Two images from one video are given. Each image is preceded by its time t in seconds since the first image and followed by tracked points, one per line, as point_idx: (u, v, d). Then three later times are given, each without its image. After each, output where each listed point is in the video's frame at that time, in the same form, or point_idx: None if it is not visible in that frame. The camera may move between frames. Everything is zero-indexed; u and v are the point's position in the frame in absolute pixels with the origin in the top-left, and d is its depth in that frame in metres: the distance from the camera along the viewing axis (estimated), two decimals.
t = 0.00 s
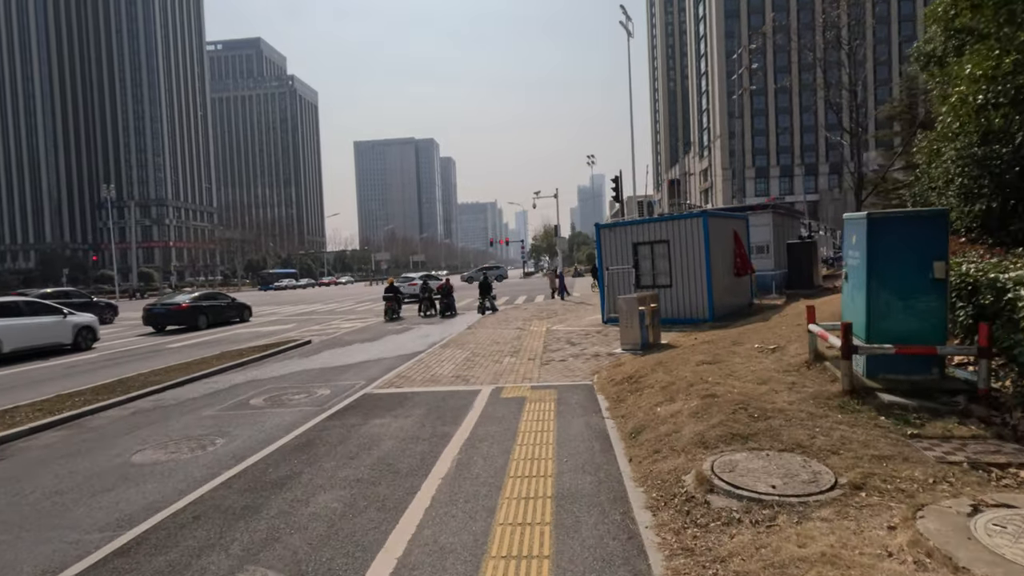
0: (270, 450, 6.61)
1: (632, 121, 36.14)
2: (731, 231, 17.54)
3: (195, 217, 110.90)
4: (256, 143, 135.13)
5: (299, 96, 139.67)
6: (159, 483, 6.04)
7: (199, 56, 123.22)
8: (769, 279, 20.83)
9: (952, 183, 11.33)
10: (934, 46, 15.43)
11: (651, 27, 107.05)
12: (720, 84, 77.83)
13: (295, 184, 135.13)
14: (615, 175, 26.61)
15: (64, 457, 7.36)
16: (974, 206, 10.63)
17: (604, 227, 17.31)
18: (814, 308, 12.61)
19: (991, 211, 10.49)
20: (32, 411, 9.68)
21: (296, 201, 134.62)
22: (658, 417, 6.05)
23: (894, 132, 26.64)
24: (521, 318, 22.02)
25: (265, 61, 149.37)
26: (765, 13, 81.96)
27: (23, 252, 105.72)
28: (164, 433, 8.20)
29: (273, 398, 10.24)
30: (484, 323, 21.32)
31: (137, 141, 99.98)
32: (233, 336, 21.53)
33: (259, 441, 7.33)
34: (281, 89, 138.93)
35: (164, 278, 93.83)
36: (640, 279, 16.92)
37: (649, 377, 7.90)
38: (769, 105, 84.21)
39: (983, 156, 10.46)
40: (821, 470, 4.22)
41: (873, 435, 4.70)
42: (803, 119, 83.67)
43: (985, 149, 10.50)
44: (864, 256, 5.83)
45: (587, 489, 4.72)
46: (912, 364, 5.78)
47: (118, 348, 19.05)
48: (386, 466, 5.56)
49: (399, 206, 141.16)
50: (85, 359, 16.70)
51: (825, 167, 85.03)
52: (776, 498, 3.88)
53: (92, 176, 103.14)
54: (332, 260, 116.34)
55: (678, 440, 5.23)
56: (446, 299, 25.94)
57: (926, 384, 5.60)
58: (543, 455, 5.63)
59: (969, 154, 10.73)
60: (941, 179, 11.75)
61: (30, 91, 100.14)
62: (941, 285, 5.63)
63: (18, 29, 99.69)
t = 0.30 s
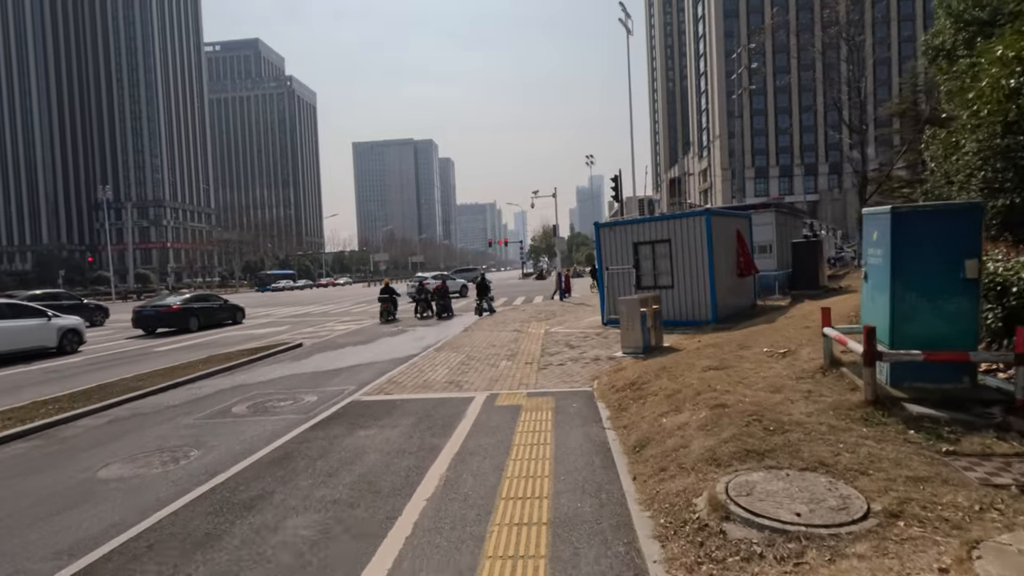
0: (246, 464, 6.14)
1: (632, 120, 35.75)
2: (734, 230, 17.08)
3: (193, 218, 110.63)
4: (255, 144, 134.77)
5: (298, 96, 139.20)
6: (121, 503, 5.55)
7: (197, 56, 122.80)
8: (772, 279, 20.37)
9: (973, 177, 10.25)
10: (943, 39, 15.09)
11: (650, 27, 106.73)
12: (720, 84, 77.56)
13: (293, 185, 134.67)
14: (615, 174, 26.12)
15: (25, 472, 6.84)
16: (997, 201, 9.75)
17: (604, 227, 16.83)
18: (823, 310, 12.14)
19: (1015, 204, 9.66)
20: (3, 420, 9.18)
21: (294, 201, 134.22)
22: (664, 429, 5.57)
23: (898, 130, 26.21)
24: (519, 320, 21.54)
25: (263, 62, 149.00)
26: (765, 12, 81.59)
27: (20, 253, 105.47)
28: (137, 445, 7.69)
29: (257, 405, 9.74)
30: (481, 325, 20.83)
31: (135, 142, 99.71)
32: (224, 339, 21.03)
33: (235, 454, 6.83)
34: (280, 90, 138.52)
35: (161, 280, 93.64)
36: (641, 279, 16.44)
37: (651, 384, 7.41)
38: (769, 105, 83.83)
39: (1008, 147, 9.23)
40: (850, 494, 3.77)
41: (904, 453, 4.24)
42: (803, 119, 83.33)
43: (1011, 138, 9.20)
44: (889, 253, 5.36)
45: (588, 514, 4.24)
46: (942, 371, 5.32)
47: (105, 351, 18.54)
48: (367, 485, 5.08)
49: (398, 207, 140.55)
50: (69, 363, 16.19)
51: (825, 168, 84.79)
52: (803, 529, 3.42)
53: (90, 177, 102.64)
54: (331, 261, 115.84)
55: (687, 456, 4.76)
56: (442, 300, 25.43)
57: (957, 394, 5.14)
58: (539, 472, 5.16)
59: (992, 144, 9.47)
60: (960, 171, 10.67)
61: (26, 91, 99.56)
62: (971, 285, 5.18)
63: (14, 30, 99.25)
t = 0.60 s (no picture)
0: (225, 480, 5.70)
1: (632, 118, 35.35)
2: (739, 229, 16.68)
3: (191, 220, 110.19)
4: (253, 145, 134.29)
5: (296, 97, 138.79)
6: (85, 522, 5.10)
7: (195, 57, 122.47)
8: (777, 280, 19.94)
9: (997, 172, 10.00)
10: (956, 32, 14.55)
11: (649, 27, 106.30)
12: (720, 84, 77.15)
13: (292, 185, 134.15)
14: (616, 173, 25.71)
15: None
16: None
17: (606, 225, 16.38)
18: (835, 312, 11.74)
19: None
20: None
21: (293, 202, 133.91)
22: (675, 443, 5.14)
23: (901, 128, 26.03)
24: (519, 321, 21.11)
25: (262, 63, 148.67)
26: (764, 12, 81.20)
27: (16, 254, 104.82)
28: (113, 457, 7.24)
29: (244, 413, 9.29)
30: (480, 327, 20.38)
31: (132, 143, 99.36)
32: (217, 341, 20.58)
33: (215, 468, 6.39)
34: (278, 91, 138.15)
35: (159, 281, 93.18)
36: (643, 280, 15.98)
37: (658, 392, 6.97)
38: (769, 105, 83.42)
39: None
40: (894, 524, 3.33)
41: (948, 475, 3.82)
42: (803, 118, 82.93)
43: None
44: (920, 253, 4.93)
45: (594, 542, 3.81)
46: (980, 382, 4.90)
47: (94, 355, 18.08)
48: (354, 507, 4.66)
49: (397, 208, 139.83)
50: (56, 367, 15.73)
51: (825, 168, 84.33)
52: (846, 572, 2.99)
53: (87, 178, 102.13)
54: (330, 262, 115.35)
55: (703, 476, 4.31)
56: (441, 301, 24.96)
57: (997, 406, 4.72)
58: (542, 491, 4.73)
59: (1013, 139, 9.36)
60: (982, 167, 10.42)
61: (23, 92, 99.06)
62: (1014, 287, 4.76)
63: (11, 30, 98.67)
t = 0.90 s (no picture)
0: (195, 504, 5.21)
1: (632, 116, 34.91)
2: (744, 229, 16.22)
3: (189, 221, 109.79)
4: (251, 146, 133.88)
5: (294, 98, 138.27)
6: (35, 555, 4.60)
7: (193, 57, 121.91)
8: (782, 281, 19.49)
9: None
10: (971, 24, 13.93)
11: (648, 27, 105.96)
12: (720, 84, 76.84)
13: (290, 186, 133.73)
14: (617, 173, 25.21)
15: None
16: None
17: (608, 225, 15.91)
18: (847, 316, 11.27)
19: None
20: None
21: (291, 203, 133.34)
22: (691, 465, 4.65)
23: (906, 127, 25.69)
24: (518, 324, 20.63)
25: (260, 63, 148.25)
26: (764, 11, 80.82)
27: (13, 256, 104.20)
28: (82, 474, 6.74)
29: (228, 424, 8.80)
30: (478, 330, 19.88)
31: (130, 144, 98.89)
32: (209, 345, 20.06)
33: (189, 489, 5.89)
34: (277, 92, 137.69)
35: (157, 282, 92.78)
36: (646, 281, 15.51)
37: (668, 404, 6.49)
38: (769, 104, 83.15)
39: None
40: None
41: (1009, 511, 3.33)
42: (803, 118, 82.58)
43: None
44: (963, 254, 4.46)
45: None
46: None
47: (81, 359, 17.55)
48: (333, 542, 4.16)
49: (396, 209, 139.32)
50: (41, 373, 15.24)
51: (825, 168, 84.09)
52: None
53: (85, 179, 101.53)
54: (329, 264, 114.90)
55: (726, 507, 3.83)
56: (439, 304, 24.45)
57: None
58: (544, 522, 4.24)
59: None
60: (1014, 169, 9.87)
61: (20, 92, 98.37)
62: None
63: (8, 29, 97.96)
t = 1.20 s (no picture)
0: (156, 522, 4.74)
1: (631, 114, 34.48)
2: (748, 226, 15.77)
3: (186, 220, 109.20)
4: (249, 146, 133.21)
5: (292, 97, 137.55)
6: None
7: (190, 56, 121.14)
8: (786, 280, 19.03)
9: None
10: (983, 13, 13.32)
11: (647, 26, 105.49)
12: (720, 83, 76.40)
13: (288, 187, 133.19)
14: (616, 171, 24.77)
15: None
16: None
17: (607, 223, 15.43)
18: (858, 315, 10.82)
19: None
20: None
21: (289, 203, 132.86)
22: (704, 480, 4.18)
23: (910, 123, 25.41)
24: (516, 324, 20.14)
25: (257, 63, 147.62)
26: (763, 10, 80.58)
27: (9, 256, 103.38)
28: (43, 486, 6.25)
29: (208, 429, 8.31)
30: (475, 330, 19.39)
31: (127, 143, 98.18)
32: (199, 345, 19.58)
33: (152, 504, 5.40)
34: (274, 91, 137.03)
35: (154, 283, 92.14)
36: (647, 280, 15.05)
37: (674, 411, 5.99)
38: (769, 104, 82.71)
39: None
40: None
41: None
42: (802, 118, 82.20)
43: None
44: (1009, 244, 4.01)
45: None
46: None
47: (64, 361, 17.01)
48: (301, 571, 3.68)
49: (395, 209, 138.75)
50: (22, 375, 14.74)
51: (825, 167, 83.67)
52: None
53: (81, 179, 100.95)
54: (327, 264, 114.26)
55: (748, 532, 3.36)
56: (435, 303, 23.97)
57: None
58: (539, 544, 3.78)
59: None
60: None
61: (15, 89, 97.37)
62: None
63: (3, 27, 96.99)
